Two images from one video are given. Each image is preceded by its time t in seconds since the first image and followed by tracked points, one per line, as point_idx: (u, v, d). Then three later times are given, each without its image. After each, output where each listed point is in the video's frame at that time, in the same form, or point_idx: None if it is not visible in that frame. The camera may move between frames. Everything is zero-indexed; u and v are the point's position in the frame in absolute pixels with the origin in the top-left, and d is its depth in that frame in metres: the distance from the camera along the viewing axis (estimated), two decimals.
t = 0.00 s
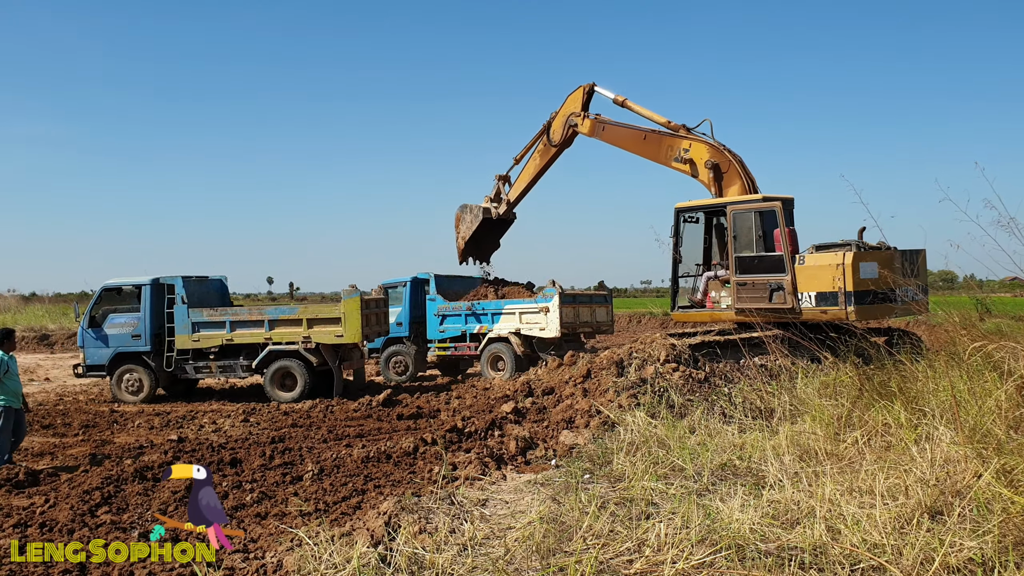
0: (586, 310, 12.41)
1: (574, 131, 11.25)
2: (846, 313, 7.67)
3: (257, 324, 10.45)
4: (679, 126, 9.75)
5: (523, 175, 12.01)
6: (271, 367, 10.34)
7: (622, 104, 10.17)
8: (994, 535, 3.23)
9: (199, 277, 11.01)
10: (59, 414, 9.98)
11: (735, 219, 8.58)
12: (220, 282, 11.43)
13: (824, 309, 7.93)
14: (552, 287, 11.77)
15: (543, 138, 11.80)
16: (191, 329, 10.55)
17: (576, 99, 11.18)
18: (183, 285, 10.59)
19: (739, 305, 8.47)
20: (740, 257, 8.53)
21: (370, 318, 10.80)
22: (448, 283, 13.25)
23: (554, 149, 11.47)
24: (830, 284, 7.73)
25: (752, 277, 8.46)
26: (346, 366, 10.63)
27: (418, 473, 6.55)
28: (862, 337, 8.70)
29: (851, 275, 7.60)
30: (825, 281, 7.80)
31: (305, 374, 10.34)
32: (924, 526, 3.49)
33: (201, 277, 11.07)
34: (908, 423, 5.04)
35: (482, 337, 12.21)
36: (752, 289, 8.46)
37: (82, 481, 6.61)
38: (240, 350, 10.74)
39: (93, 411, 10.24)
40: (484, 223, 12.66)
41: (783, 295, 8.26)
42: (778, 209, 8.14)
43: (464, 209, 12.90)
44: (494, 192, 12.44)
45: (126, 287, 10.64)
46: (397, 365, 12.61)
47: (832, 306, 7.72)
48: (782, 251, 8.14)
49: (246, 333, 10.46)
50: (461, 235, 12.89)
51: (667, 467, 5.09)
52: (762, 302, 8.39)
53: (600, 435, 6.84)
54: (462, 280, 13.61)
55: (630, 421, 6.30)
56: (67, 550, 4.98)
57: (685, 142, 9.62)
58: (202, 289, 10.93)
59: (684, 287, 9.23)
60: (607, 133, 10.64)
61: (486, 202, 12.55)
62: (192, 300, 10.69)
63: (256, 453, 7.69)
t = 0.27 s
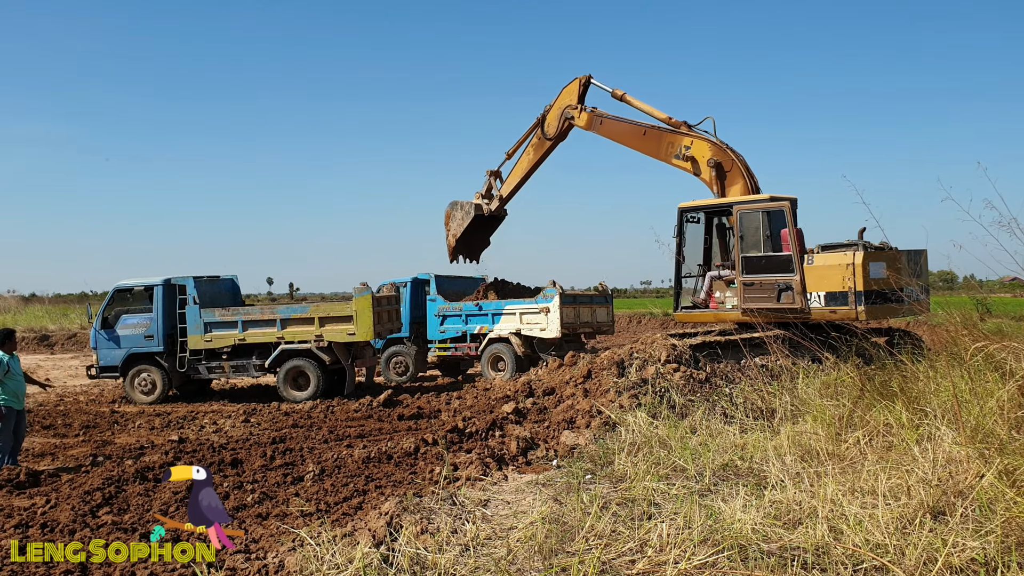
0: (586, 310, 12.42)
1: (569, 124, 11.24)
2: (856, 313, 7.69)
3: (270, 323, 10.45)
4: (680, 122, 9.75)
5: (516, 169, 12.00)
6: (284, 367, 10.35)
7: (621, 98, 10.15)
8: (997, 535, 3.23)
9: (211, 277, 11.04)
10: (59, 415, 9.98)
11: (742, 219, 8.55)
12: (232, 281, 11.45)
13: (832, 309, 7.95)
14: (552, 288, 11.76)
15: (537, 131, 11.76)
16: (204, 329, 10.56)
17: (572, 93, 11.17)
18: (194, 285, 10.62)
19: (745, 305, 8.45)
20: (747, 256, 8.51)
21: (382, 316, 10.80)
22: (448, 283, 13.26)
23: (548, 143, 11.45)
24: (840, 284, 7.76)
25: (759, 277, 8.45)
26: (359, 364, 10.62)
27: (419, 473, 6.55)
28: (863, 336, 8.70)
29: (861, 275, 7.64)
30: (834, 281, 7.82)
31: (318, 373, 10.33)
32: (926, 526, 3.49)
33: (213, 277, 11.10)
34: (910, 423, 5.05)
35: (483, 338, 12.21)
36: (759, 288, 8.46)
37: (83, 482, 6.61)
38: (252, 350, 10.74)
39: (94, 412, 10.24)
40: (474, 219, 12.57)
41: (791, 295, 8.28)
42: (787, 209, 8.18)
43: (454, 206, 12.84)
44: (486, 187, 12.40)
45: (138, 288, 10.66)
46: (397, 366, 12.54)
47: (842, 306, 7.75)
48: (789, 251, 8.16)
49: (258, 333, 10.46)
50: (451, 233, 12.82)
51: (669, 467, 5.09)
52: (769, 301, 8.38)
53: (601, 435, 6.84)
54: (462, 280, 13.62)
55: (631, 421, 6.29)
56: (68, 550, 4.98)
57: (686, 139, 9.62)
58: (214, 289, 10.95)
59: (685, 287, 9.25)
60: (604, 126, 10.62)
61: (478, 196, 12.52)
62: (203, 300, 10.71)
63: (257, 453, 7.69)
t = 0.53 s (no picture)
0: (586, 310, 12.44)
1: (563, 120, 11.23)
2: (864, 312, 7.93)
3: (282, 323, 10.46)
4: (678, 121, 9.75)
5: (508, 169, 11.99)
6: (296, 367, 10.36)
7: (617, 96, 10.16)
8: (998, 535, 3.23)
9: (222, 277, 11.05)
10: (59, 416, 9.98)
11: (748, 219, 8.57)
12: (243, 281, 11.49)
13: (841, 308, 8.17)
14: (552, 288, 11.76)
15: (529, 129, 11.76)
16: (216, 329, 10.59)
17: (564, 90, 11.17)
18: (206, 285, 10.65)
19: (751, 304, 8.46)
20: (753, 256, 8.51)
21: (393, 316, 10.82)
22: (447, 284, 13.29)
23: (541, 140, 11.45)
24: (848, 284, 7.99)
25: (766, 277, 8.44)
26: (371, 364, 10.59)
27: (419, 473, 6.55)
28: (863, 336, 8.71)
29: (870, 275, 7.85)
30: (843, 280, 8.05)
31: (329, 373, 10.32)
32: (926, 526, 3.48)
33: (224, 277, 11.13)
34: (910, 423, 5.05)
35: (482, 338, 12.21)
36: (766, 288, 8.44)
37: (83, 482, 6.61)
38: (264, 350, 10.75)
39: (93, 412, 10.22)
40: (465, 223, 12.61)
41: (798, 295, 8.28)
42: (794, 208, 8.17)
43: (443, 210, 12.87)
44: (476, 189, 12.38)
45: (149, 288, 10.66)
46: (397, 366, 12.34)
47: (850, 305, 7.98)
48: (797, 251, 8.19)
49: (270, 333, 10.48)
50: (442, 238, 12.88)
51: (669, 467, 5.08)
52: (776, 301, 8.36)
53: (601, 435, 6.84)
54: (462, 281, 13.65)
55: (631, 422, 6.29)
56: (68, 550, 4.98)
57: (685, 138, 9.62)
58: (225, 289, 10.99)
59: (688, 288, 9.27)
60: (599, 123, 10.62)
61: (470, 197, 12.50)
62: (215, 300, 10.74)
63: (257, 453, 7.69)
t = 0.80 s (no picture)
0: (585, 310, 12.45)
1: (553, 122, 11.23)
2: (873, 310, 8.08)
3: (290, 323, 10.47)
4: (673, 122, 9.76)
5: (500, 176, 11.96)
6: (305, 367, 10.35)
7: (609, 97, 10.16)
8: (998, 536, 3.23)
9: (230, 278, 11.06)
10: (58, 416, 9.97)
11: (755, 219, 8.61)
12: (251, 281, 11.49)
13: (848, 307, 8.30)
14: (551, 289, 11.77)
15: (519, 134, 11.74)
16: (224, 330, 10.59)
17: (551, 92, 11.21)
18: (215, 286, 10.66)
19: (758, 305, 8.51)
20: (760, 256, 8.57)
21: (401, 316, 10.83)
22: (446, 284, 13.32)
23: (533, 144, 11.44)
24: (856, 283, 8.13)
25: (772, 277, 8.49)
26: (379, 364, 10.58)
27: (419, 474, 6.54)
28: (862, 336, 8.72)
29: (877, 274, 8.00)
30: (850, 280, 8.19)
31: (339, 373, 10.33)
32: (926, 527, 3.48)
33: (232, 277, 11.13)
34: (909, 424, 5.06)
35: (482, 338, 12.21)
36: (772, 289, 8.50)
37: (82, 483, 6.61)
38: (272, 350, 10.74)
39: (93, 413, 10.21)
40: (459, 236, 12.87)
41: (806, 294, 8.33)
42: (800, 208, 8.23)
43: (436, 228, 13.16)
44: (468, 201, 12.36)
45: (157, 288, 10.68)
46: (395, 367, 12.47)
47: (858, 304, 8.11)
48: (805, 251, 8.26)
49: (278, 333, 10.47)
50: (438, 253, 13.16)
51: (669, 468, 5.09)
52: (784, 301, 8.40)
53: (601, 436, 6.84)
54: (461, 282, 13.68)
55: (631, 423, 6.29)
56: (68, 551, 4.98)
57: (680, 139, 9.63)
58: (232, 289, 10.99)
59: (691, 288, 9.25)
60: (592, 125, 10.63)
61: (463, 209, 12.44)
62: (223, 300, 10.74)
63: (257, 454, 7.68)
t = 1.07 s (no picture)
0: (584, 310, 12.47)
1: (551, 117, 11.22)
2: (877, 309, 8.13)
3: (291, 323, 10.47)
4: (673, 120, 9.78)
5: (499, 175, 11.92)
6: (306, 367, 10.35)
7: (608, 93, 10.16)
8: (996, 534, 3.23)
9: (232, 278, 11.06)
10: (57, 417, 9.96)
11: (757, 218, 8.66)
12: (253, 281, 11.50)
13: (852, 306, 8.34)
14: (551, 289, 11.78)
15: (516, 131, 11.72)
16: (226, 330, 10.58)
17: (547, 88, 11.20)
18: (217, 286, 10.67)
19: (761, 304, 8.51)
20: (762, 255, 8.60)
21: (402, 316, 10.83)
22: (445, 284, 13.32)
23: (531, 141, 11.42)
24: (860, 282, 8.18)
25: (775, 277, 8.54)
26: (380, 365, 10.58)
27: (418, 474, 6.55)
28: (861, 336, 8.74)
29: (882, 272, 8.07)
30: (854, 279, 8.24)
31: (340, 374, 10.33)
32: (924, 525, 3.49)
33: (235, 277, 11.14)
34: (908, 423, 5.07)
35: (481, 338, 12.21)
36: (775, 288, 8.52)
37: (81, 483, 6.60)
38: (274, 350, 10.75)
39: (92, 413, 10.21)
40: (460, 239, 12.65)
41: (810, 294, 8.38)
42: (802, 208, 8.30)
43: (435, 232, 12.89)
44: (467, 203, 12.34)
45: (158, 288, 10.68)
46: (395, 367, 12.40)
47: (862, 303, 8.16)
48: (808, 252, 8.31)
49: (280, 333, 10.47)
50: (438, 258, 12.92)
51: (668, 467, 5.10)
52: (788, 301, 8.43)
53: (600, 435, 6.84)
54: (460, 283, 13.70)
55: (630, 422, 6.30)
56: (67, 551, 4.98)
57: (680, 137, 9.65)
58: (234, 289, 11.00)
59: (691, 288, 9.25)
60: (590, 121, 10.63)
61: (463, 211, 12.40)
62: (225, 300, 10.75)
63: (256, 454, 7.68)
